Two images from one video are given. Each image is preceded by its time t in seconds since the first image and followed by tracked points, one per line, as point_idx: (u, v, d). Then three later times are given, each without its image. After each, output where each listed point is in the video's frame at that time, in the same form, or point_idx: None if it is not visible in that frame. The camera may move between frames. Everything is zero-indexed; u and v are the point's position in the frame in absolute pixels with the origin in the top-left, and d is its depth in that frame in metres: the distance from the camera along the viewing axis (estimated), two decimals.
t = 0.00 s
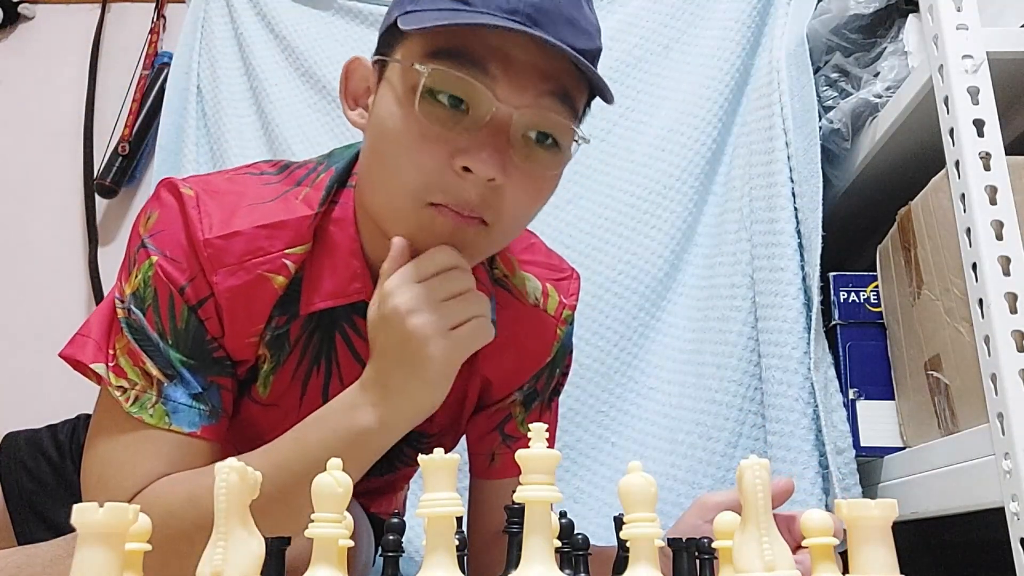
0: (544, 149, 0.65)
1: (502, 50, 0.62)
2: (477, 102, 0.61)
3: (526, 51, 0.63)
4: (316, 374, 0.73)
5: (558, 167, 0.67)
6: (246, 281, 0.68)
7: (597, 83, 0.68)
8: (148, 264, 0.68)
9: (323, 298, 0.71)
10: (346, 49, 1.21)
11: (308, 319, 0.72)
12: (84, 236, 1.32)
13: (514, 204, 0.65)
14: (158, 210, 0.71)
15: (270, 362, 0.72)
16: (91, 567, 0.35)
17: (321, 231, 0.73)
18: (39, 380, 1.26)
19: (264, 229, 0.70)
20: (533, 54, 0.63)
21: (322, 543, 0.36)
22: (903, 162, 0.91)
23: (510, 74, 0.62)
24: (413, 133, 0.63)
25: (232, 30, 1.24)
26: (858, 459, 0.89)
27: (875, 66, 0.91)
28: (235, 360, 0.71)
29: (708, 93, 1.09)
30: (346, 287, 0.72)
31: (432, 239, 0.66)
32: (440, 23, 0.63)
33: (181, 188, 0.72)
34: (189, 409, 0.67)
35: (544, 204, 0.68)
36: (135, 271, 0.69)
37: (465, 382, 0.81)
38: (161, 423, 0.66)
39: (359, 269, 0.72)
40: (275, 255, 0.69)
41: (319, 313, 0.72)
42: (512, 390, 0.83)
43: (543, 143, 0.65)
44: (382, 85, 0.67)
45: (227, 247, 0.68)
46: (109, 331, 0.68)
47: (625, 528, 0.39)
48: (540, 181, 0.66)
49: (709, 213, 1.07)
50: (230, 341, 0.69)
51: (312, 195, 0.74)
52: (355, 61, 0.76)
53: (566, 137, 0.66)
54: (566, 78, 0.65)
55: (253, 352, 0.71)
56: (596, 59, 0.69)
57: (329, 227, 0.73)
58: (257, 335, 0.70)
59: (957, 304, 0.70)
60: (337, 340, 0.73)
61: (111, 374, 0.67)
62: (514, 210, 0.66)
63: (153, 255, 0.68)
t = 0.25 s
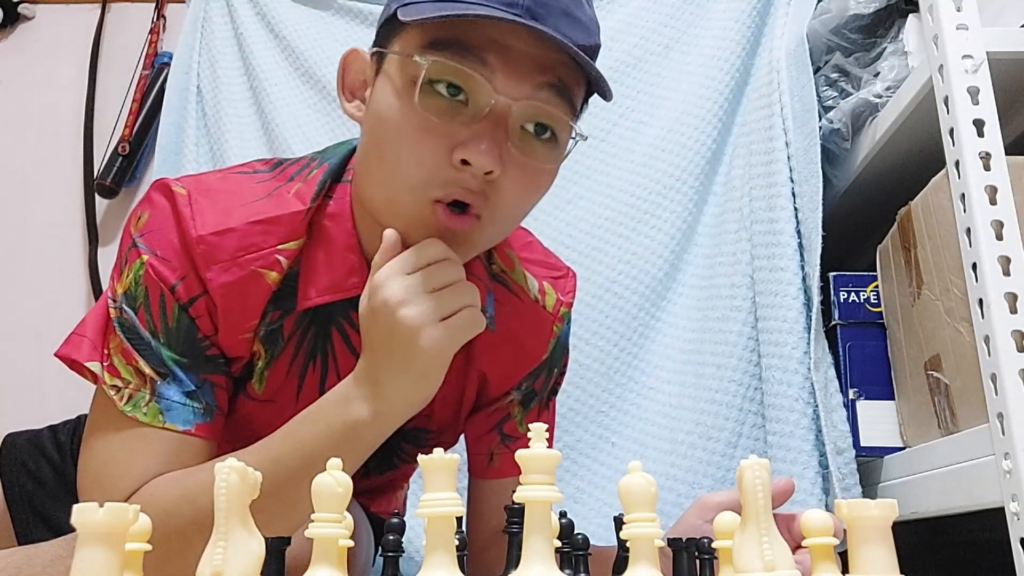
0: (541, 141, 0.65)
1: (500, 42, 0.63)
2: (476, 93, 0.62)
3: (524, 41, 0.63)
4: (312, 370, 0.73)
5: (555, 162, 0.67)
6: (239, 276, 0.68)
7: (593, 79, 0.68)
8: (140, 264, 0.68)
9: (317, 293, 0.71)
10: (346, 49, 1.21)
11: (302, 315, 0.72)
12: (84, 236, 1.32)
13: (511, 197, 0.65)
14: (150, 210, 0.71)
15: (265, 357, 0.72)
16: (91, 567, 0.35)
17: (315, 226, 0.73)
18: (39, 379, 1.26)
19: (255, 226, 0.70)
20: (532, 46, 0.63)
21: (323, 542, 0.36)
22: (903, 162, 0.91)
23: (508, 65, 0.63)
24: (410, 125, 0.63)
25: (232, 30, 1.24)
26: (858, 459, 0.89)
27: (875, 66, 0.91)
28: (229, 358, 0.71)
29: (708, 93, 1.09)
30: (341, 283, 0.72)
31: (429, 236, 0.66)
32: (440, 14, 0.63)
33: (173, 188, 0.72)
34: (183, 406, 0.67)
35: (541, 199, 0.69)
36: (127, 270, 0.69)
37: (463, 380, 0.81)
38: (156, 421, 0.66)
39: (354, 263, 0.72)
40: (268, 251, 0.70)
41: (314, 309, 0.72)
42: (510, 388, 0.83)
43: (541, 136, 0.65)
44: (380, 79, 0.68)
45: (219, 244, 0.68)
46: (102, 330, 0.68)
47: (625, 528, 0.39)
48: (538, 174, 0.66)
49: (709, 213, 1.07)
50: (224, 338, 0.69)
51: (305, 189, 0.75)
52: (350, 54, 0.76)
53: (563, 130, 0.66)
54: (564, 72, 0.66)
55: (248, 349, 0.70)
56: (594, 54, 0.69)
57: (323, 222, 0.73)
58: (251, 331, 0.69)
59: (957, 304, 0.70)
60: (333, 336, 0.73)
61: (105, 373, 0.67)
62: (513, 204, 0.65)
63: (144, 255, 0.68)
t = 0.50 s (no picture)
0: (539, 144, 0.65)
1: (499, 45, 0.63)
2: (474, 97, 0.62)
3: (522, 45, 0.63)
4: (309, 370, 0.73)
5: (553, 164, 0.67)
6: (236, 277, 0.68)
7: (593, 83, 0.68)
8: (137, 264, 0.68)
9: (313, 295, 0.71)
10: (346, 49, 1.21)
11: (300, 316, 0.72)
12: (84, 235, 1.32)
13: (510, 200, 0.65)
14: (147, 210, 0.71)
15: (262, 358, 0.72)
16: (91, 568, 0.35)
17: (312, 227, 0.73)
18: (39, 379, 1.26)
19: (251, 227, 0.70)
20: (530, 49, 0.63)
21: (323, 543, 0.36)
22: (903, 162, 0.91)
23: (506, 69, 0.63)
24: (408, 128, 0.63)
25: (232, 30, 1.24)
26: (858, 459, 0.89)
27: (875, 66, 0.91)
28: (227, 358, 0.71)
29: (708, 93, 1.09)
30: (338, 284, 0.72)
31: (428, 237, 0.66)
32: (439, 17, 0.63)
33: (170, 188, 0.72)
34: (182, 407, 0.67)
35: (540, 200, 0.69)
36: (125, 271, 0.69)
37: (461, 381, 0.81)
38: (155, 422, 0.66)
39: (350, 266, 0.72)
40: (264, 252, 0.70)
41: (311, 310, 0.72)
42: (507, 389, 0.83)
43: (538, 139, 0.65)
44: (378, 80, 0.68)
45: (214, 245, 0.68)
46: (100, 331, 0.68)
47: (625, 528, 0.39)
48: (536, 177, 0.66)
49: (709, 213, 1.07)
50: (220, 339, 0.69)
51: (302, 192, 0.75)
52: (348, 55, 0.76)
53: (560, 133, 0.66)
54: (563, 75, 0.65)
55: (245, 350, 0.71)
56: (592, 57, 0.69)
57: (319, 223, 0.73)
58: (248, 331, 0.70)
59: (957, 304, 0.70)
60: (330, 336, 0.73)
61: (103, 373, 0.67)
62: (510, 207, 0.66)
63: (142, 255, 0.68)
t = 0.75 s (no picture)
0: (539, 143, 0.65)
1: (499, 44, 0.63)
2: (473, 95, 0.62)
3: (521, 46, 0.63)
4: (309, 369, 0.74)
5: (553, 164, 0.67)
6: (234, 277, 0.68)
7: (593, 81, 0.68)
8: (135, 265, 0.68)
9: (312, 294, 0.71)
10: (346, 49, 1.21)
11: (298, 315, 0.72)
12: (84, 236, 1.32)
13: (510, 198, 0.65)
14: (145, 210, 0.71)
15: (262, 357, 0.72)
16: (91, 567, 0.35)
17: (310, 227, 0.74)
18: (39, 379, 1.26)
19: (249, 227, 0.70)
20: (529, 48, 0.63)
21: (323, 542, 0.36)
22: (903, 162, 0.91)
23: (507, 68, 0.63)
24: (408, 126, 0.63)
25: (232, 30, 1.24)
26: (858, 459, 0.89)
27: (875, 66, 0.91)
28: (226, 358, 0.71)
29: (707, 93, 1.09)
30: (337, 284, 0.72)
31: (427, 237, 0.67)
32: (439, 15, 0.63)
33: (168, 189, 0.72)
34: (181, 407, 0.67)
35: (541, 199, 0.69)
36: (124, 271, 0.69)
37: (461, 380, 0.81)
38: (156, 423, 0.66)
39: (348, 265, 0.72)
40: (263, 251, 0.70)
41: (311, 308, 0.72)
42: (507, 388, 0.83)
43: (538, 137, 0.65)
44: (378, 79, 0.68)
45: (213, 244, 0.68)
46: (99, 331, 0.68)
47: (625, 528, 0.39)
48: (535, 176, 0.66)
49: (709, 213, 1.07)
50: (220, 340, 0.69)
51: (300, 191, 0.75)
52: (348, 55, 0.76)
53: (561, 132, 0.66)
54: (563, 74, 0.65)
55: (243, 349, 0.71)
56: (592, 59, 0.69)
57: (317, 223, 0.74)
58: (247, 331, 0.70)
59: (957, 304, 0.70)
60: (329, 336, 0.73)
61: (102, 374, 0.67)
62: (509, 206, 0.66)
63: (140, 255, 0.68)
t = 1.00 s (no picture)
0: (543, 145, 0.65)
1: (503, 48, 0.62)
2: (479, 98, 0.62)
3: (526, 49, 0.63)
4: (310, 370, 0.73)
5: (557, 166, 0.67)
6: (236, 277, 0.68)
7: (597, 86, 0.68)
8: (137, 264, 0.68)
9: (313, 295, 0.71)
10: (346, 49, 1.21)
11: (299, 316, 0.72)
12: (84, 235, 1.32)
13: (514, 201, 0.65)
14: (146, 210, 0.71)
15: (263, 357, 0.72)
16: (91, 567, 0.35)
17: (313, 227, 0.73)
18: (39, 380, 1.26)
19: (251, 227, 0.70)
20: (535, 52, 0.63)
21: (322, 542, 0.36)
22: (903, 162, 0.91)
23: (511, 72, 0.62)
24: (412, 128, 0.63)
25: (232, 30, 1.24)
26: (858, 459, 0.88)
27: (875, 66, 0.91)
28: (227, 358, 0.71)
29: (707, 93, 1.09)
30: (338, 284, 0.72)
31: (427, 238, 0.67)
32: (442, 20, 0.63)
33: (169, 188, 0.72)
34: (182, 407, 0.67)
35: (545, 200, 0.69)
36: (125, 271, 0.69)
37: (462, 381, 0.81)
38: (157, 423, 0.66)
39: (351, 265, 0.72)
40: (265, 251, 0.70)
41: (313, 309, 0.72)
42: (508, 389, 0.83)
43: (543, 139, 0.65)
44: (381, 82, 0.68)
45: (214, 244, 0.68)
46: (101, 331, 0.68)
47: (625, 528, 0.39)
48: (540, 178, 0.66)
49: (709, 214, 1.07)
50: (221, 340, 0.69)
51: (300, 191, 0.75)
52: (352, 55, 0.76)
53: (565, 134, 0.66)
54: (568, 78, 0.65)
55: (244, 349, 0.71)
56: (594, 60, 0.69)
57: (320, 223, 0.73)
58: (248, 331, 0.70)
59: (957, 304, 0.70)
60: (330, 337, 0.73)
61: (103, 373, 0.67)
62: (514, 210, 0.66)
63: (142, 255, 0.68)
